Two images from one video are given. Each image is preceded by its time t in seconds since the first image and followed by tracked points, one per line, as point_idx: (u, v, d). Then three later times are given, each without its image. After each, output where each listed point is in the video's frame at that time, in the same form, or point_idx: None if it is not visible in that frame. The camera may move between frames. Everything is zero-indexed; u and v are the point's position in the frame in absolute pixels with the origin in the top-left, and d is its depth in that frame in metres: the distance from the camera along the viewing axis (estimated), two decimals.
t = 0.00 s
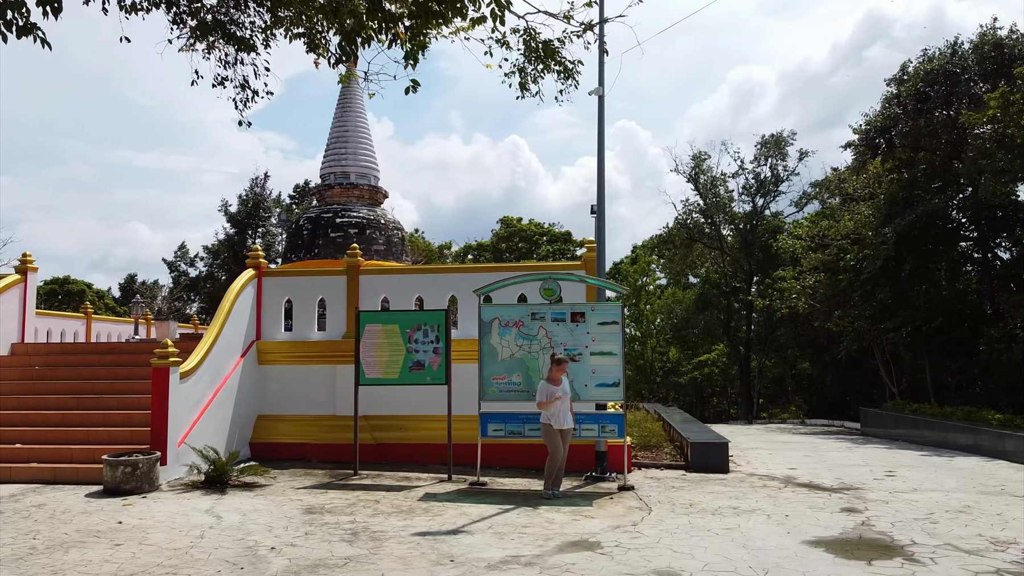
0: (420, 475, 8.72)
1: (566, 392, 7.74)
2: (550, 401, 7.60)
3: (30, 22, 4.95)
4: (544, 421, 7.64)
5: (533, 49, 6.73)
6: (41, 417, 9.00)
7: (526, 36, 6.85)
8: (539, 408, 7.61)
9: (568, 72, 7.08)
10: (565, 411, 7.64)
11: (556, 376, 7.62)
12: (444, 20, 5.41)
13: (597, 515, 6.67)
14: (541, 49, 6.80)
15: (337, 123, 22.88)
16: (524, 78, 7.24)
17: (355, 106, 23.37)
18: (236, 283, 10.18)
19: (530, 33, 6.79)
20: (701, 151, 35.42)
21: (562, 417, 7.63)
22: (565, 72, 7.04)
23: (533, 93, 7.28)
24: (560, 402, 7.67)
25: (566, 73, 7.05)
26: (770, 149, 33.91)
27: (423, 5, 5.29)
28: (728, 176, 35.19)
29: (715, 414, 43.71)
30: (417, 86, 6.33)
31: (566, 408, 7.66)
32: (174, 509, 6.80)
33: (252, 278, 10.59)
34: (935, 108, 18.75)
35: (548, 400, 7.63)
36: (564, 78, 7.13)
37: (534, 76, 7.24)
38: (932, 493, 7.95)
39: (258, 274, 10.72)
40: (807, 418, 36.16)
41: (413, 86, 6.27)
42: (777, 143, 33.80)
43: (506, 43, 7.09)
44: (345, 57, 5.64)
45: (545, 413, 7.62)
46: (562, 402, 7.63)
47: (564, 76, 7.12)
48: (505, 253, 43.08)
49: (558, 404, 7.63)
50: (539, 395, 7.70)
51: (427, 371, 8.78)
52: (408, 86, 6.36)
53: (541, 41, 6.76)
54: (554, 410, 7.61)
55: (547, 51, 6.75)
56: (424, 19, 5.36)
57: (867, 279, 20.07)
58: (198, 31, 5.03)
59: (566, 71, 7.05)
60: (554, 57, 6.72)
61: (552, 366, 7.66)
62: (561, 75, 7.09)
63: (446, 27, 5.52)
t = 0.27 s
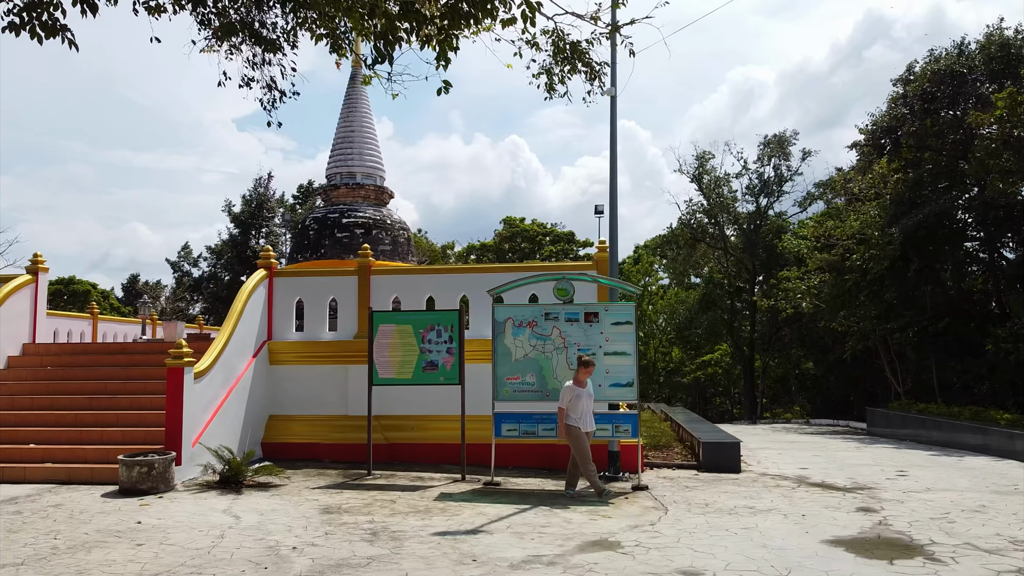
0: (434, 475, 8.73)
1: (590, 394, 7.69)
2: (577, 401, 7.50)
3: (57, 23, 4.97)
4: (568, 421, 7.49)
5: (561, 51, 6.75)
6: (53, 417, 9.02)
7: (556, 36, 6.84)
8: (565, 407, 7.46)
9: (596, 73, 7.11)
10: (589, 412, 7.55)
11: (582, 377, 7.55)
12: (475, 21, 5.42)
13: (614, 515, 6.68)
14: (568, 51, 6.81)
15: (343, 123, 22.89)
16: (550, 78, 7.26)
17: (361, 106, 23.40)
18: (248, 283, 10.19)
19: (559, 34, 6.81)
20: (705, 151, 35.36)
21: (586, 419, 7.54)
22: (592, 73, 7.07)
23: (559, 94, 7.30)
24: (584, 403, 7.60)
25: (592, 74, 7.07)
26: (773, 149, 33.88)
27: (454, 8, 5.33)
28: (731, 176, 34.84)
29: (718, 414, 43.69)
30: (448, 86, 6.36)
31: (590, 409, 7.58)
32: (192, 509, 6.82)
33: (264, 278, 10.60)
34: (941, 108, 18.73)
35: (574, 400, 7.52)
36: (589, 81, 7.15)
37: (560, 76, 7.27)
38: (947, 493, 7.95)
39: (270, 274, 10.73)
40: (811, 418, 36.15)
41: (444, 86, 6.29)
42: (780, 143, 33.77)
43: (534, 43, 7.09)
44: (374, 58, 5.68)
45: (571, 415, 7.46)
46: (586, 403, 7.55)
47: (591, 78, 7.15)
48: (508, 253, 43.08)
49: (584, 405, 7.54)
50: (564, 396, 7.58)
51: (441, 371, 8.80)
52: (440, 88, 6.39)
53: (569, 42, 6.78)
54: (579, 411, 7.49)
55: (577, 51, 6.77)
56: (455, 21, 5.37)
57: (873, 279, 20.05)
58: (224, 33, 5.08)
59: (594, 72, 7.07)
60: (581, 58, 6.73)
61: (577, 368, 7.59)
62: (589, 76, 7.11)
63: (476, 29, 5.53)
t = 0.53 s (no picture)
0: (447, 475, 8.73)
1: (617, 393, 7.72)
2: (612, 402, 7.45)
3: (89, 25, 5.01)
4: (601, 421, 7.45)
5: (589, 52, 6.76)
6: (67, 417, 9.04)
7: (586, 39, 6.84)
8: (599, 409, 7.40)
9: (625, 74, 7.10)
10: (620, 412, 7.55)
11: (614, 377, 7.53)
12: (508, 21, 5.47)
13: (631, 515, 6.68)
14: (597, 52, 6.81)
15: (349, 123, 22.90)
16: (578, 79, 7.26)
17: (367, 106, 23.41)
18: (260, 283, 10.20)
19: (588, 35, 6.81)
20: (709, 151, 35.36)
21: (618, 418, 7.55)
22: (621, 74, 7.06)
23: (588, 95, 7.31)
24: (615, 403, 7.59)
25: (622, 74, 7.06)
26: (776, 149, 33.89)
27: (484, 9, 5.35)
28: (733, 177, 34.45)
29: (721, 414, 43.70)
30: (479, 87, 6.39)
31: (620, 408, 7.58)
32: (209, 509, 6.83)
33: (275, 278, 10.61)
34: (947, 109, 18.75)
35: (608, 401, 7.47)
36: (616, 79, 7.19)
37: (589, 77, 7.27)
38: (961, 493, 7.96)
39: (281, 274, 10.74)
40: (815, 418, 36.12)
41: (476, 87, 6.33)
42: (784, 143, 33.77)
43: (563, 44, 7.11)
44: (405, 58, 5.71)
45: (609, 417, 7.42)
46: (619, 403, 7.54)
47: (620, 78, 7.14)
48: (511, 253, 43.09)
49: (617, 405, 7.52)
50: (596, 396, 7.48)
51: (454, 371, 8.81)
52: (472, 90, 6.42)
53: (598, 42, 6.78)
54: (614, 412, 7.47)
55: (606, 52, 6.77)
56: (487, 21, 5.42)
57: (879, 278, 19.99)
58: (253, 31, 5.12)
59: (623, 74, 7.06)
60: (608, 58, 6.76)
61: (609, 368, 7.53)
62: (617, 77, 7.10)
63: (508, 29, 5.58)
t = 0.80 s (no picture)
0: (461, 475, 8.74)
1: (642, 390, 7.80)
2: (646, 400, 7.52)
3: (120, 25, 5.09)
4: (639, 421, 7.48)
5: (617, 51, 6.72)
6: (80, 417, 9.06)
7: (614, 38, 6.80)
8: (639, 408, 7.43)
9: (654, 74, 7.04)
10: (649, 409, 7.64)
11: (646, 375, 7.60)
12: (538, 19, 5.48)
13: (649, 515, 6.68)
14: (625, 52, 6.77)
15: (355, 123, 22.92)
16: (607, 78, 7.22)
17: (373, 106, 23.43)
18: (272, 283, 10.21)
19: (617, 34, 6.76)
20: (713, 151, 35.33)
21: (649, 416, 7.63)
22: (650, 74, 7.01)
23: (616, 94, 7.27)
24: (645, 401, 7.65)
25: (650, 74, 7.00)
26: (780, 149, 33.87)
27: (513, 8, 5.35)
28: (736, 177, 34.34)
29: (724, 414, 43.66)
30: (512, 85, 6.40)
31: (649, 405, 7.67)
32: (227, 509, 6.84)
33: (286, 278, 10.61)
34: (954, 108, 18.72)
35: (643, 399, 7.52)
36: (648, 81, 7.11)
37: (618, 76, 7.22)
38: (976, 493, 7.96)
39: (292, 274, 10.75)
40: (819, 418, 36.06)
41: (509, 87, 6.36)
42: (787, 143, 33.75)
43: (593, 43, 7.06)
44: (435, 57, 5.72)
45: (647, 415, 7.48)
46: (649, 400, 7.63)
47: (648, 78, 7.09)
48: (514, 253, 43.05)
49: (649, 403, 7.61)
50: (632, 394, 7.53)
51: (468, 371, 8.82)
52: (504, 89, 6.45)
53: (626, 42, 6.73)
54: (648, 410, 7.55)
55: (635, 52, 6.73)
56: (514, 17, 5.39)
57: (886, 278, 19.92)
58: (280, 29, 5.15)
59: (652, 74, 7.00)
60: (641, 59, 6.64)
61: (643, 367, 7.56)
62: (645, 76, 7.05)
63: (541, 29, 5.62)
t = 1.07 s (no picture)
0: (475, 475, 8.74)
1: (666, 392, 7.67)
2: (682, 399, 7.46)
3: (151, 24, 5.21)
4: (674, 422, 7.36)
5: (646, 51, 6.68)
6: (94, 417, 9.07)
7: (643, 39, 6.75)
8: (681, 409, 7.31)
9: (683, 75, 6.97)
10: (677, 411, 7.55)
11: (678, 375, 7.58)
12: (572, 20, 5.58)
13: (666, 514, 6.69)
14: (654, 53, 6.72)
15: (361, 123, 22.93)
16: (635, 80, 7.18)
17: (379, 106, 23.44)
18: (284, 283, 10.22)
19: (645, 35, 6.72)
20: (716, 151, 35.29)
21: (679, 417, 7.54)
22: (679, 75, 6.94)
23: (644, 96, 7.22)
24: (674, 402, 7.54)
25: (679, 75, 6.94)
26: (784, 149, 33.85)
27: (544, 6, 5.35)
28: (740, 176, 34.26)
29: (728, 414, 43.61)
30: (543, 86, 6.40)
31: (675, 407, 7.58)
32: (245, 508, 6.85)
33: (298, 278, 10.62)
34: (962, 108, 18.71)
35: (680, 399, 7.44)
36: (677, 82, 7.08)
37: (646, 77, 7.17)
38: (991, 492, 7.96)
39: (304, 274, 10.75)
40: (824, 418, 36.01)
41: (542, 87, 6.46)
42: (791, 143, 33.74)
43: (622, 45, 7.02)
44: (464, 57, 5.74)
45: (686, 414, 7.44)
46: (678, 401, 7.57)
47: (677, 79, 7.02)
48: (517, 253, 43.04)
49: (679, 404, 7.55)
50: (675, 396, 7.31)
51: (482, 370, 8.83)
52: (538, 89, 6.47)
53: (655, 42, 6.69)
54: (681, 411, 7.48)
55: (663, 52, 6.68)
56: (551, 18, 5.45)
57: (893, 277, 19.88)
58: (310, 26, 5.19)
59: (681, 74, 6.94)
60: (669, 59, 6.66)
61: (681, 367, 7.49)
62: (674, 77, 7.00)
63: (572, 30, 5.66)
